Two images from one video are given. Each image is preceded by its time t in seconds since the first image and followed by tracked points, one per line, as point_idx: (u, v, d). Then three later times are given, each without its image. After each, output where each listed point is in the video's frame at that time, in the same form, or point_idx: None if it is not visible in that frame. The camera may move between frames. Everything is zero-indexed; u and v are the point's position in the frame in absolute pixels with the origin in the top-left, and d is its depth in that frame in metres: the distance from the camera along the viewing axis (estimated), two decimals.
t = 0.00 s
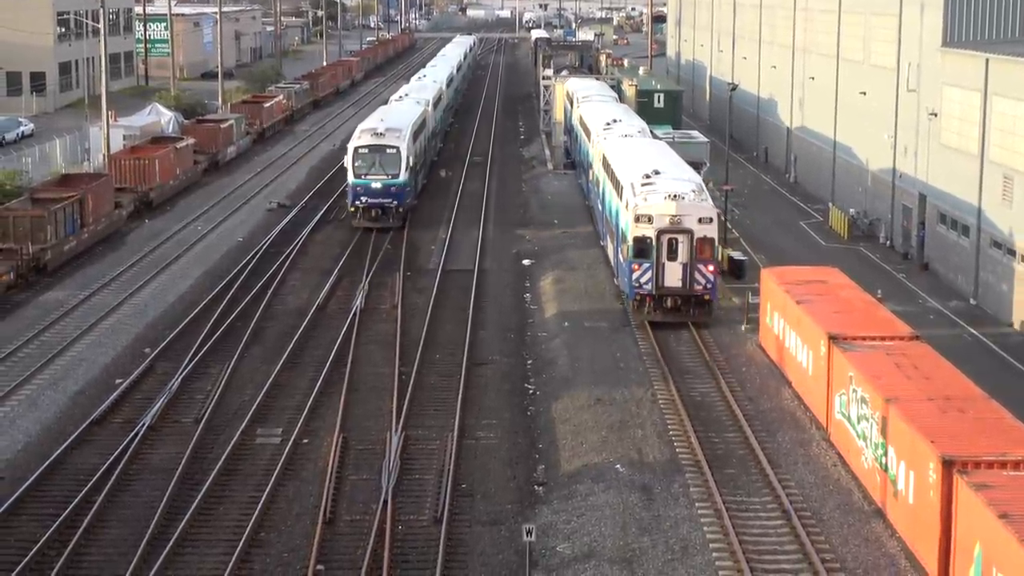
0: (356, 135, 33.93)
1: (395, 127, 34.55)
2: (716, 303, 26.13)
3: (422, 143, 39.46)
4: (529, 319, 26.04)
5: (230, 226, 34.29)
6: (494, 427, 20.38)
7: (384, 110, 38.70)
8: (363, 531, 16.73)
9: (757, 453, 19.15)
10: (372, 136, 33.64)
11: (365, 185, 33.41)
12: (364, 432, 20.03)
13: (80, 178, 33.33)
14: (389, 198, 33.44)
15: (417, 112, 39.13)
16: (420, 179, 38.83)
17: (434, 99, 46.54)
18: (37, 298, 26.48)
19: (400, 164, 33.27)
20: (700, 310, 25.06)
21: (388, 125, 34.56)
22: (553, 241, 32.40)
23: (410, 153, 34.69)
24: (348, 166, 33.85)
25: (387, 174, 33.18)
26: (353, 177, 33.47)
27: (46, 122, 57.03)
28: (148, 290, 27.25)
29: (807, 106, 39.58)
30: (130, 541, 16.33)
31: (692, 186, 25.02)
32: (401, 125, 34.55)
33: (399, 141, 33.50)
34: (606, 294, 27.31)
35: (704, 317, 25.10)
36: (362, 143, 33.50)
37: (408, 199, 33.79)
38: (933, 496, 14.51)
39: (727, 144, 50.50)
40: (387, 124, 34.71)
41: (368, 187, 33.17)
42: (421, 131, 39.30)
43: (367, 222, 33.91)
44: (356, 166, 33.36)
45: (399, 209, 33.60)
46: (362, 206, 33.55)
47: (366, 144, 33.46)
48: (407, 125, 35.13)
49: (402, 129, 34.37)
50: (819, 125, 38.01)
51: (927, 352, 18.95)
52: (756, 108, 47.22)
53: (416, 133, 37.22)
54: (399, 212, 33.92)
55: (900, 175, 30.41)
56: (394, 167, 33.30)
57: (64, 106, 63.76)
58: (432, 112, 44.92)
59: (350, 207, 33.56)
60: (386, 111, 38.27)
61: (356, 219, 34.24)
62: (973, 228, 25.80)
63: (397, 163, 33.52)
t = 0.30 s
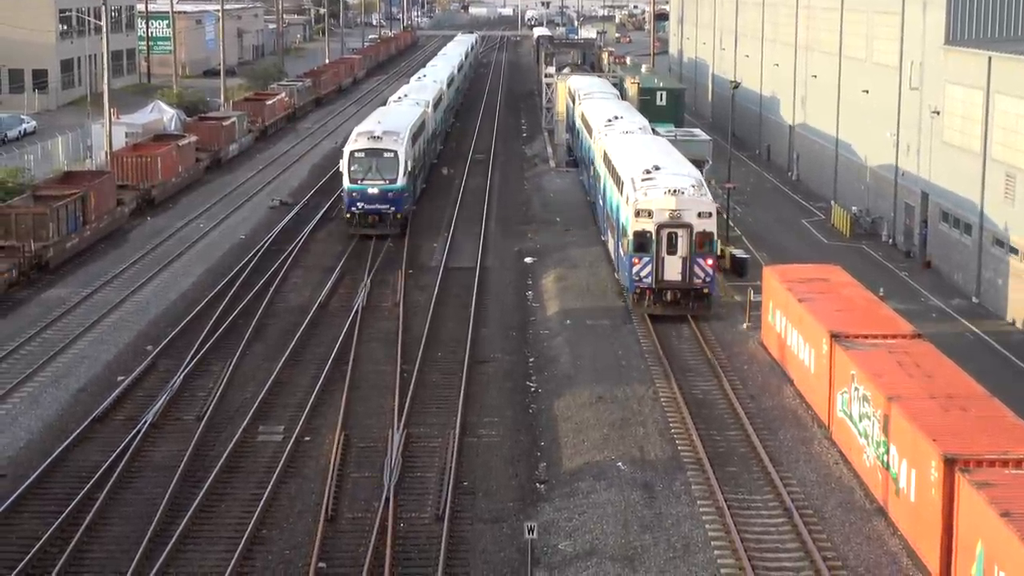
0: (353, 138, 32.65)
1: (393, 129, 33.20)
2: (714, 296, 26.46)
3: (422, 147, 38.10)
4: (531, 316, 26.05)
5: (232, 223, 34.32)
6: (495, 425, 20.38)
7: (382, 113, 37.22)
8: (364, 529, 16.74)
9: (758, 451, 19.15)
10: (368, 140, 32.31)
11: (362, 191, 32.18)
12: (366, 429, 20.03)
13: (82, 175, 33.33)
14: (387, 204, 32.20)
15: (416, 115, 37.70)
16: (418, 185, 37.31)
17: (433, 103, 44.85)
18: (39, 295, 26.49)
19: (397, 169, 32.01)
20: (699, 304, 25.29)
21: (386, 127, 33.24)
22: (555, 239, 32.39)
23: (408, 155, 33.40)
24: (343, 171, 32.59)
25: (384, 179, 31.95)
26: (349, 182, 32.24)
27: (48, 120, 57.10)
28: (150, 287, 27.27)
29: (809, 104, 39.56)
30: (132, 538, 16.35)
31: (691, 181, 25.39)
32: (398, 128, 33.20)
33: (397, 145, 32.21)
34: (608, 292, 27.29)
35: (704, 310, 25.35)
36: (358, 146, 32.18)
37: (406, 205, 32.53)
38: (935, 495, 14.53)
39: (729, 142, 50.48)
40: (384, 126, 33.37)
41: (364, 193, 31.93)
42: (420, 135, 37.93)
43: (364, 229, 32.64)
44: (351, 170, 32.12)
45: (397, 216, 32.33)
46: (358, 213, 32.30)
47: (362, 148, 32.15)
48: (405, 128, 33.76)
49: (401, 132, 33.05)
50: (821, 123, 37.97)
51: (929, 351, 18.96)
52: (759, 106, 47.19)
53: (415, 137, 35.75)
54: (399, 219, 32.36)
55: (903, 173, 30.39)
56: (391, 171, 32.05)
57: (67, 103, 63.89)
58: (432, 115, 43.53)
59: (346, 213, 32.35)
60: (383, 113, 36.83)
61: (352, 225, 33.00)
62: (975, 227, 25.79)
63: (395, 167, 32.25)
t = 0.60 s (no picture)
0: (348, 140, 31.47)
1: (390, 131, 32.07)
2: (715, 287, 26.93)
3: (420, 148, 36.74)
4: (533, 313, 26.05)
5: (234, 219, 34.33)
6: (497, 421, 20.39)
7: (379, 113, 35.89)
8: (366, 525, 16.75)
9: (760, 447, 19.15)
10: (364, 142, 31.15)
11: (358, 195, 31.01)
12: (368, 425, 20.03)
13: (84, 171, 33.33)
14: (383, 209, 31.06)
15: (414, 115, 36.37)
16: (417, 187, 35.99)
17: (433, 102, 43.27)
18: (41, 291, 26.51)
19: (394, 173, 30.90)
20: (698, 295, 25.71)
21: (382, 129, 32.08)
22: (557, 235, 32.38)
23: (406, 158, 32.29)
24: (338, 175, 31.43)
25: (381, 183, 30.79)
26: (344, 186, 31.06)
27: (51, 115, 57.14)
28: (152, 283, 27.27)
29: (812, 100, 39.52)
30: (134, 533, 16.36)
31: (691, 174, 25.76)
32: (395, 129, 32.11)
33: (394, 147, 31.09)
34: (611, 288, 27.29)
35: (704, 302, 25.76)
36: (354, 149, 31.00)
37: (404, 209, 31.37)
38: (936, 492, 14.53)
39: (731, 138, 50.43)
40: (380, 128, 32.24)
41: (360, 198, 30.77)
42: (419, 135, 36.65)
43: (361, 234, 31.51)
44: (347, 174, 30.95)
45: (394, 221, 31.20)
46: (354, 218, 31.14)
47: (358, 151, 30.99)
48: (401, 129, 32.65)
49: (397, 134, 31.94)
50: (824, 120, 37.93)
51: (931, 347, 18.95)
52: (761, 102, 47.14)
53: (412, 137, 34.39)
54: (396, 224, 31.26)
55: (905, 170, 30.35)
56: (388, 175, 30.90)
57: (69, 99, 63.98)
58: (432, 115, 42.11)
59: (342, 218, 31.17)
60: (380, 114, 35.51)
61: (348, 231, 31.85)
62: (978, 224, 25.77)
63: (392, 171, 31.12)
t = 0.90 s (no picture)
0: (342, 142, 30.14)
1: (386, 132, 30.75)
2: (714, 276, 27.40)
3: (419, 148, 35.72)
4: (535, 308, 26.05)
5: (237, 214, 34.32)
6: (499, 416, 20.40)
7: (376, 113, 34.80)
8: (367, 520, 16.76)
9: (762, 443, 19.15)
10: (359, 144, 29.81)
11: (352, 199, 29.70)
12: (370, 420, 20.03)
13: (87, 165, 33.34)
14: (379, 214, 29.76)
15: (412, 114, 35.39)
16: (417, 189, 35.11)
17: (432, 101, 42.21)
18: (43, 285, 26.51)
19: (391, 177, 29.58)
20: (697, 286, 26.11)
21: (378, 130, 30.75)
22: (559, 231, 32.37)
23: (403, 159, 30.94)
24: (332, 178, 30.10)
25: (376, 187, 29.46)
26: (338, 190, 29.73)
27: (53, 110, 57.14)
28: (154, 278, 27.27)
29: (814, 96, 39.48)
30: (136, 528, 16.38)
31: (691, 167, 26.21)
32: (393, 130, 30.82)
33: (391, 150, 29.75)
34: (613, 284, 27.28)
35: (703, 293, 26.14)
36: (349, 152, 29.67)
37: (400, 214, 30.07)
38: (938, 487, 14.52)
39: (733, 133, 50.41)
40: (376, 128, 30.92)
41: (355, 202, 29.46)
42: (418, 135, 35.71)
43: (355, 240, 30.26)
44: (341, 177, 29.61)
45: (391, 227, 29.92)
46: (349, 223, 29.86)
47: (353, 153, 29.65)
48: (399, 130, 31.31)
49: (395, 134, 30.60)
50: (827, 115, 37.89)
51: (933, 343, 18.95)
52: (764, 98, 47.11)
53: (410, 138, 33.29)
54: (393, 229, 30.02)
55: (908, 166, 30.32)
56: (384, 179, 29.57)
57: (71, 93, 64.04)
58: (432, 113, 41.16)
59: (335, 224, 29.88)
60: (377, 114, 34.42)
61: (342, 235, 30.58)
62: (981, 220, 25.76)
63: (388, 174, 29.81)
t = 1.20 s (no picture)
0: (335, 146, 28.97)
1: (381, 137, 29.64)
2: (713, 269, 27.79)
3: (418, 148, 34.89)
4: (536, 303, 26.04)
5: (238, 208, 34.32)
6: (500, 411, 20.41)
7: (373, 112, 33.89)
8: (368, 515, 16.77)
9: (763, 439, 19.15)
10: (353, 148, 28.65)
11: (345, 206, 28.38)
12: (370, 415, 20.04)
13: (88, 159, 33.34)
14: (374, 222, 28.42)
15: (411, 113, 34.54)
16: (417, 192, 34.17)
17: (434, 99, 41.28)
18: (45, 279, 26.50)
19: (386, 182, 28.38)
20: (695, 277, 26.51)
21: (372, 134, 29.66)
22: (561, 226, 32.38)
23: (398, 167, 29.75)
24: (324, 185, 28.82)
25: (371, 193, 28.21)
26: (330, 197, 28.42)
27: (55, 104, 57.17)
28: (155, 272, 27.26)
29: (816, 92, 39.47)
30: (136, 522, 16.39)
31: (690, 159, 26.64)
32: (388, 135, 29.71)
33: (386, 154, 28.59)
34: (614, 279, 27.27)
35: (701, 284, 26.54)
36: (342, 156, 28.48)
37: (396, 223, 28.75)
38: (939, 483, 14.52)
39: (735, 129, 50.36)
40: (372, 133, 29.82)
41: (348, 209, 28.11)
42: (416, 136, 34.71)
43: (348, 250, 28.82)
44: (334, 183, 28.35)
45: (386, 235, 28.55)
46: (341, 232, 28.48)
47: (346, 157, 28.48)
48: (394, 134, 30.20)
49: (390, 139, 29.49)
50: (829, 111, 37.89)
51: (934, 339, 18.95)
52: (766, 94, 47.09)
53: (408, 141, 32.23)
54: (388, 239, 28.59)
55: (909, 162, 30.33)
56: (379, 185, 28.34)
57: (73, 87, 64.07)
58: (432, 111, 40.30)
59: (327, 232, 28.49)
60: (374, 114, 33.49)
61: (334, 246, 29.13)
62: (982, 216, 25.77)
63: (383, 180, 28.62)
